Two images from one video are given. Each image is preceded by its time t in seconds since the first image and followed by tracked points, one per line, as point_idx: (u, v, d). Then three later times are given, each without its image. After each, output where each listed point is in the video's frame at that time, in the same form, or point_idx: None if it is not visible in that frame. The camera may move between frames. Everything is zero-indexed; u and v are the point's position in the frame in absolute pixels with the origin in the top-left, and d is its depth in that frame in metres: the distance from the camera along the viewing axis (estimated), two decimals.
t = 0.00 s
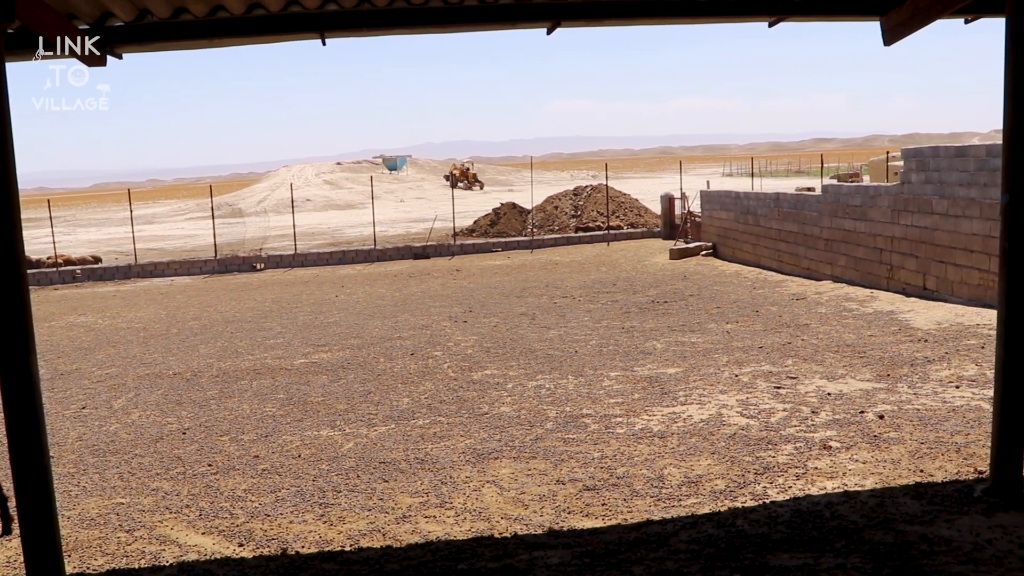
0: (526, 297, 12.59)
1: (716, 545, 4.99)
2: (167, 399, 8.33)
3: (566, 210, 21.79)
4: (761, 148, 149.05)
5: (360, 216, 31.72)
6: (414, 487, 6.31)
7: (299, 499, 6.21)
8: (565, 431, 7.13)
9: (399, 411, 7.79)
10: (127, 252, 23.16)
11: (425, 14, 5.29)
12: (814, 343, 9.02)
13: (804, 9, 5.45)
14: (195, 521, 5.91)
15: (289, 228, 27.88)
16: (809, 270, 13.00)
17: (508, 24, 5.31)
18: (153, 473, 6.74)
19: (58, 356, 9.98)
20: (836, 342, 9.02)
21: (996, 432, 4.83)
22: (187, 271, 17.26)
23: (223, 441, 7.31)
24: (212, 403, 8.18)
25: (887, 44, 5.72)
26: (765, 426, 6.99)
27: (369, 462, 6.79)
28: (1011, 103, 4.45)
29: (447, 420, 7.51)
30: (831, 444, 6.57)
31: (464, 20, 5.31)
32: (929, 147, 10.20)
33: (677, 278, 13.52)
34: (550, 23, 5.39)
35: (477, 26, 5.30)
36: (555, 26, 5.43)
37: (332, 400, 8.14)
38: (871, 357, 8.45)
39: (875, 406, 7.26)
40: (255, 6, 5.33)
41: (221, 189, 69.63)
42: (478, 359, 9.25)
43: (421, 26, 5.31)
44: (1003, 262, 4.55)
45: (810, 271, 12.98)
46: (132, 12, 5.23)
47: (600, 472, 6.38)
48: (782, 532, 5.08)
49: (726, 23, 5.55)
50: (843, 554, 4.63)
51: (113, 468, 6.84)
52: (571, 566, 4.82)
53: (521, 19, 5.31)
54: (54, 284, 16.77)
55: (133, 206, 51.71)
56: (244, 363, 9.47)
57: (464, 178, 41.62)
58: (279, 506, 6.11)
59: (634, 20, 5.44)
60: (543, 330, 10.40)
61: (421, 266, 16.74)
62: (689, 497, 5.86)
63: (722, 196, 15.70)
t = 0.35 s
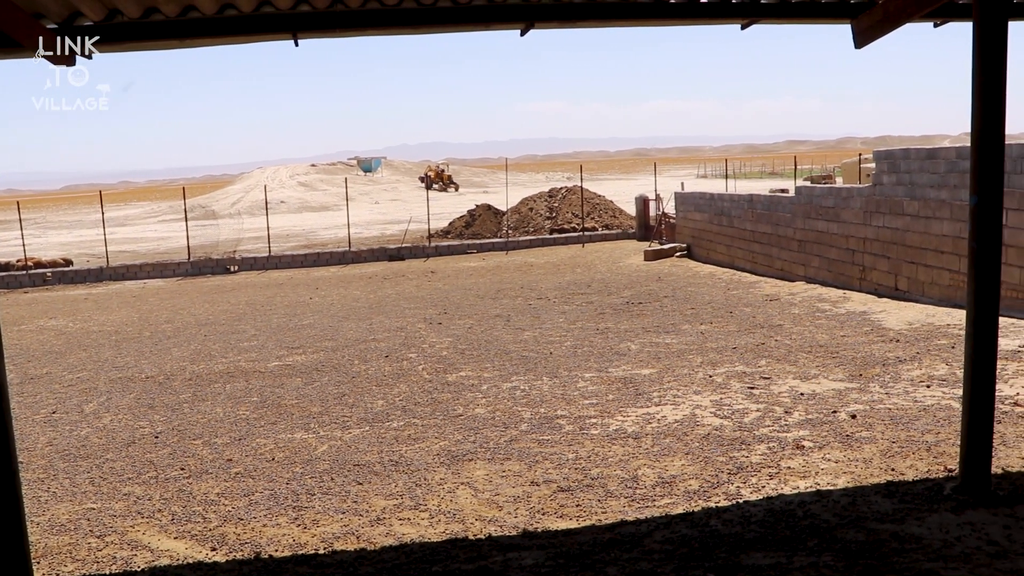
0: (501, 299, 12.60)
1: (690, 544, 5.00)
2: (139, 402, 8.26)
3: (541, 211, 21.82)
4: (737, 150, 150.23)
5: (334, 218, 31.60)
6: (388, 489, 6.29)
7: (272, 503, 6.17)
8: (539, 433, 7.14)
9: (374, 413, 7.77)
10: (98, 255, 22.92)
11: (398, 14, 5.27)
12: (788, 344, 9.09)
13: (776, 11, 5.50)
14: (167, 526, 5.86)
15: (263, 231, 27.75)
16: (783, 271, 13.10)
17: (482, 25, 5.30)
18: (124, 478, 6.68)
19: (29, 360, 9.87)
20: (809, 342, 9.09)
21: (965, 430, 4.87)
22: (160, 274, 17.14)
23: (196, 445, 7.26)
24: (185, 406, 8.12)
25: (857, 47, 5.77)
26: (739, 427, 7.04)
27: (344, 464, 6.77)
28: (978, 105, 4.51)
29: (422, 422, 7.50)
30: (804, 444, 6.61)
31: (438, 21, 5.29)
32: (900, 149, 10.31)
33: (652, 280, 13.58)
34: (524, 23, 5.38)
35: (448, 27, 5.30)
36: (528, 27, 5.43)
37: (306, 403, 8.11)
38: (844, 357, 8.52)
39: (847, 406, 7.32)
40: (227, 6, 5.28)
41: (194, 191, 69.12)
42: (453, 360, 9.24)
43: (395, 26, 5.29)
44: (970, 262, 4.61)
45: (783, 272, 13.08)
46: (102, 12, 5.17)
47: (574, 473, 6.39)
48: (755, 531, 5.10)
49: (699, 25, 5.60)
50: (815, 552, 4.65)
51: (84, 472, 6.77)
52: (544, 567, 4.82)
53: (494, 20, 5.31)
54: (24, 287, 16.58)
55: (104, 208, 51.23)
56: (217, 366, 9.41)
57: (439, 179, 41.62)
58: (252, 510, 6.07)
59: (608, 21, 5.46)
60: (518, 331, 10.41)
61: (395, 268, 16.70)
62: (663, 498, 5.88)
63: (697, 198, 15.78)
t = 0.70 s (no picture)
0: (477, 300, 12.60)
1: (665, 543, 5.01)
2: (112, 406, 8.20)
3: (516, 212, 21.84)
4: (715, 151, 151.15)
5: (309, 219, 31.48)
6: (363, 491, 6.27)
7: (246, 505, 6.13)
8: (514, 433, 7.15)
9: (349, 415, 7.76)
10: (69, 257, 22.70)
11: (371, 14, 5.26)
12: (762, 343, 9.16)
13: (748, 12, 5.54)
14: (140, 530, 5.82)
15: (237, 232, 27.59)
16: (757, 271, 13.19)
17: (455, 24, 5.29)
18: (96, 482, 6.62)
19: None
20: (784, 341, 9.16)
21: (935, 427, 4.92)
22: (133, 276, 17.02)
23: (169, 448, 7.21)
24: (158, 409, 8.06)
25: (829, 47, 5.82)
26: (713, 426, 7.07)
27: (318, 466, 6.74)
28: (947, 105, 4.56)
29: (397, 424, 7.49)
30: (778, 443, 6.65)
31: (412, 21, 5.27)
32: (873, 150, 10.42)
33: (627, 280, 13.63)
34: (498, 23, 5.38)
35: (421, 27, 5.29)
36: (501, 28, 5.44)
37: (280, 405, 8.08)
38: (818, 356, 8.59)
39: (821, 404, 7.38)
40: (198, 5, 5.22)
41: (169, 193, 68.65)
42: (428, 362, 9.24)
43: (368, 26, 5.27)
44: (940, 260, 4.66)
45: (757, 272, 13.16)
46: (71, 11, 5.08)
47: (549, 473, 6.39)
48: (729, 530, 5.12)
49: (672, 25, 5.62)
50: (789, 550, 4.67)
51: (55, 477, 6.70)
52: (519, 568, 4.82)
53: (468, 20, 5.31)
54: None
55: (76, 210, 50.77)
56: (191, 368, 9.35)
57: (414, 180, 41.57)
58: (226, 513, 6.03)
59: (582, 22, 5.47)
60: (493, 332, 10.43)
61: (370, 270, 16.67)
62: (638, 497, 5.90)
63: (671, 199, 15.85)
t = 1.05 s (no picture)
0: (453, 300, 12.59)
1: (640, 542, 5.01)
2: (84, 409, 8.13)
3: (491, 212, 21.84)
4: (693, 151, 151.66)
5: (283, 220, 31.34)
6: (338, 492, 6.25)
7: (221, 508, 6.10)
8: (490, 433, 7.16)
9: (324, 416, 7.74)
10: (41, 260, 22.47)
11: (344, 14, 5.23)
12: (737, 342, 9.23)
13: (721, 13, 5.57)
14: (113, 534, 5.77)
15: (211, 233, 27.45)
16: (732, 270, 13.28)
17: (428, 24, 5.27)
18: (68, 487, 6.55)
19: None
20: (758, 340, 9.23)
21: (906, 423, 4.96)
22: (105, 278, 16.88)
23: (143, 451, 7.16)
24: (131, 413, 8.00)
25: (800, 47, 5.85)
26: (688, 424, 7.11)
27: (294, 468, 6.72)
28: (916, 105, 4.60)
29: (373, 425, 7.49)
30: (752, 440, 6.69)
31: (384, 21, 5.25)
32: (845, 149, 10.52)
33: (602, 279, 13.69)
34: (471, 23, 5.37)
35: (394, 27, 5.28)
36: (475, 27, 5.43)
37: (255, 407, 8.04)
38: (792, 354, 8.66)
39: (795, 402, 7.43)
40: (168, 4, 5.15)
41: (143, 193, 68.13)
42: (403, 362, 9.24)
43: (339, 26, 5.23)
44: (911, 258, 4.70)
45: (732, 271, 13.25)
46: (39, 10, 4.98)
47: (525, 473, 6.40)
48: (704, 528, 5.13)
49: (645, 25, 5.64)
50: (763, 547, 4.68)
51: (26, 482, 6.63)
52: (495, 568, 4.81)
53: (441, 20, 5.30)
54: None
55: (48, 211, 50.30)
56: (164, 371, 9.29)
57: (390, 181, 41.48)
58: (200, 516, 5.99)
59: (556, 22, 5.47)
60: (469, 332, 10.44)
61: (345, 270, 16.61)
62: (613, 496, 5.90)
63: (646, 198, 15.92)
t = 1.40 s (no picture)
0: (428, 301, 12.59)
1: (615, 541, 4.88)
2: (56, 413, 8.06)
3: (466, 212, 21.85)
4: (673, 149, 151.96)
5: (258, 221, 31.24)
6: (312, 494, 6.22)
7: (194, 512, 6.05)
8: (465, 434, 7.16)
9: (299, 418, 7.73)
10: (12, 262, 22.26)
11: (315, 14, 5.19)
12: (711, 340, 9.29)
13: (692, 12, 5.58)
14: (84, 540, 5.71)
15: (185, 235, 27.31)
16: (706, 269, 13.35)
17: (399, 24, 5.23)
18: (39, 492, 6.49)
19: None
20: (733, 338, 9.30)
21: (878, 422, 4.98)
22: (77, 281, 16.74)
23: (116, 455, 7.10)
24: (103, 416, 7.94)
25: (771, 47, 5.88)
26: (663, 423, 7.13)
27: (268, 470, 6.69)
28: (886, 104, 4.62)
29: (347, 427, 7.48)
30: (727, 438, 6.70)
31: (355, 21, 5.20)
32: (818, 148, 10.61)
33: (578, 279, 13.72)
34: (442, 23, 5.35)
35: (364, 27, 5.24)
36: (446, 28, 5.41)
37: (229, 410, 8.01)
38: (766, 352, 8.72)
39: (769, 400, 7.47)
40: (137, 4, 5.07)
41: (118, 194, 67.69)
42: (378, 363, 9.24)
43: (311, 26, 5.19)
44: (882, 257, 4.72)
45: (707, 269, 13.33)
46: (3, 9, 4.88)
47: (500, 473, 6.39)
48: (679, 526, 5.01)
49: (617, 25, 5.65)
50: (739, 544, 4.54)
51: None
52: (470, 569, 4.66)
53: (412, 21, 5.27)
54: None
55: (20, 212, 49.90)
56: (138, 374, 9.23)
57: (366, 181, 41.40)
58: (174, 520, 5.94)
59: (528, 22, 5.47)
60: (443, 332, 10.46)
61: (320, 271, 16.57)
62: (588, 495, 5.86)
63: (620, 198, 15.99)
